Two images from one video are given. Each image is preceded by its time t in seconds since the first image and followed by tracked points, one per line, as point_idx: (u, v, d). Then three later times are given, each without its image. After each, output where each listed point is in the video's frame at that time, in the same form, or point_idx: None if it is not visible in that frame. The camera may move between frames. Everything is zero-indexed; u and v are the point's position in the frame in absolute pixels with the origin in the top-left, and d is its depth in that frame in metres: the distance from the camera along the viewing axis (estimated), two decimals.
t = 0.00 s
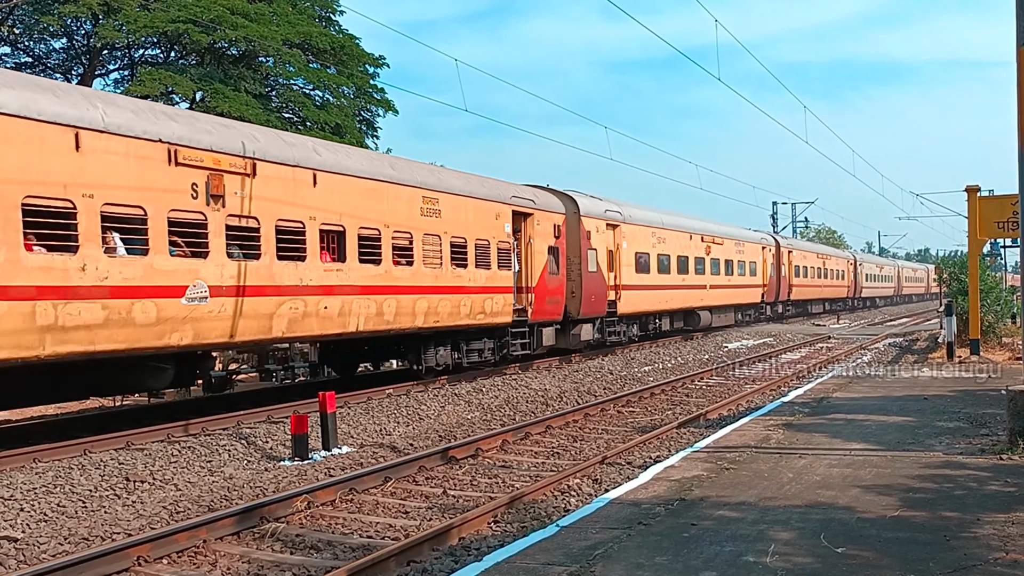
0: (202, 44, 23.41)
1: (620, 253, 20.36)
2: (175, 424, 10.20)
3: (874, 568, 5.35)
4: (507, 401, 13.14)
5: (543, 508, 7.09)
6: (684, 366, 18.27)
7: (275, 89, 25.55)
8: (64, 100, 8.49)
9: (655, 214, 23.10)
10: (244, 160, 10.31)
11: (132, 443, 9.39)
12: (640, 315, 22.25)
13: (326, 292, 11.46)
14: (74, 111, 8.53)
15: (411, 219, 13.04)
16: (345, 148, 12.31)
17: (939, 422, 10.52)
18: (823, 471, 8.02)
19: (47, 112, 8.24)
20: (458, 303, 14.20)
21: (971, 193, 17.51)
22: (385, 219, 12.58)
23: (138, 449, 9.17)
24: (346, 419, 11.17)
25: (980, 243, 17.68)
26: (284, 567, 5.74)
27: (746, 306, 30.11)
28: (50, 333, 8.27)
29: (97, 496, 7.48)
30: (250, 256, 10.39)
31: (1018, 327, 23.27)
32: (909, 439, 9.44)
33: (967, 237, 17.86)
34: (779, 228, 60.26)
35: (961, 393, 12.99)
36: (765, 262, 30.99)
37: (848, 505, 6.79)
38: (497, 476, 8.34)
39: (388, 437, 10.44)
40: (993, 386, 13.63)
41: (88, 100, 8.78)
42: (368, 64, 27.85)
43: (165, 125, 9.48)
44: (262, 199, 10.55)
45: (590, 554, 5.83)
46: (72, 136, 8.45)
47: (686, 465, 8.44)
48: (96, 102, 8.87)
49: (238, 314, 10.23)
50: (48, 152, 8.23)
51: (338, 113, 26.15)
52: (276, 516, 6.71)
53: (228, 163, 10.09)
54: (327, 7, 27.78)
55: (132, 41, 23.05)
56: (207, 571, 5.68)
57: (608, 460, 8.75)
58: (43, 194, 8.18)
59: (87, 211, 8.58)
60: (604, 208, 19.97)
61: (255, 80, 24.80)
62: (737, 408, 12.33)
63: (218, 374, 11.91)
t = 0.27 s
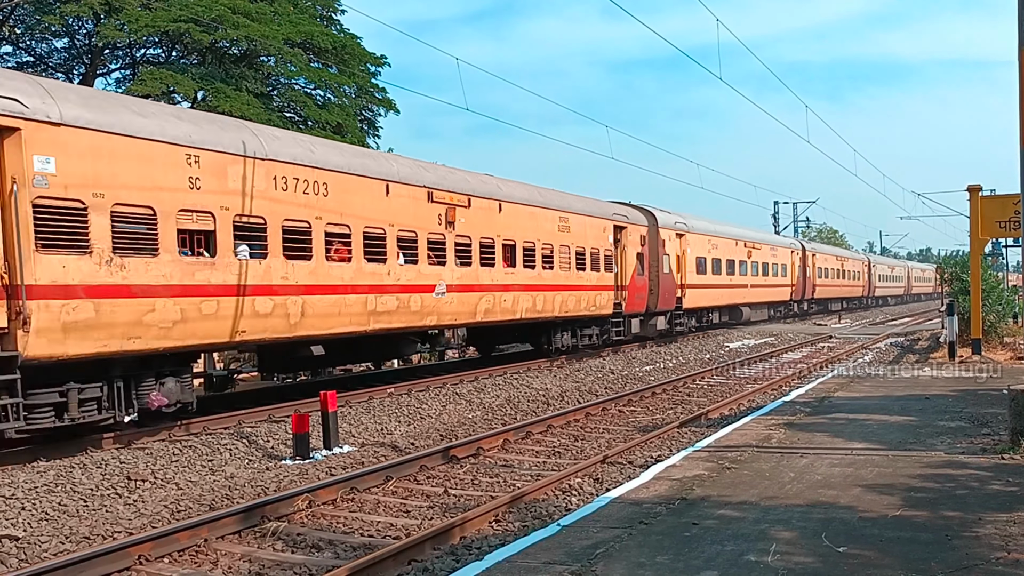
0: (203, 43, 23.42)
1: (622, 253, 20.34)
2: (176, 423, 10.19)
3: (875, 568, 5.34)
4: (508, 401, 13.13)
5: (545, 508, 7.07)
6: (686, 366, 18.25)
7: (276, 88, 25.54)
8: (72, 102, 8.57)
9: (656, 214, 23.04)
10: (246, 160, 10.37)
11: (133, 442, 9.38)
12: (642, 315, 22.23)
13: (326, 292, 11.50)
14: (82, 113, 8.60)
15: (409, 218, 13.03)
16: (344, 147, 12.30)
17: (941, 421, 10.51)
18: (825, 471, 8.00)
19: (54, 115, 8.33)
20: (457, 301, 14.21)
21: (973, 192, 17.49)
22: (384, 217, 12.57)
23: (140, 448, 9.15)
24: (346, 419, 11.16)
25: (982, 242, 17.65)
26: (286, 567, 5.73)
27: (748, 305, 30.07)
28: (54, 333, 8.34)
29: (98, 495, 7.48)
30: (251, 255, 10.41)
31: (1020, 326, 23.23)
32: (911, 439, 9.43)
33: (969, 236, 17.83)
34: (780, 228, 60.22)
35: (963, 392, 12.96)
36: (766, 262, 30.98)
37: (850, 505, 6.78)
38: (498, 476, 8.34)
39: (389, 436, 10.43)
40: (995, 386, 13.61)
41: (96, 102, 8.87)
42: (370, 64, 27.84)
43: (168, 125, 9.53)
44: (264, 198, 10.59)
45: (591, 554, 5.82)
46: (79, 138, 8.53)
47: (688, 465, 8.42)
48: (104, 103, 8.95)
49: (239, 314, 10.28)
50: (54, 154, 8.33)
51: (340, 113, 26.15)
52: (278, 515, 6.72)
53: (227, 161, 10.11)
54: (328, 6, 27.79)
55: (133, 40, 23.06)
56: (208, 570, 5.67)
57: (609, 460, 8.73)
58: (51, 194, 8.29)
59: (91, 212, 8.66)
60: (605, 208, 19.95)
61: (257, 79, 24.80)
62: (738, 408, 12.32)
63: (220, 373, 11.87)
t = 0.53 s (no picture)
0: (204, 44, 23.42)
1: (621, 253, 20.35)
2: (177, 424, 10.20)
3: (876, 568, 5.34)
4: (509, 401, 13.13)
5: (545, 508, 7.08)
6: (686, 366, 18.26)
7: (277, 88, 25.53)
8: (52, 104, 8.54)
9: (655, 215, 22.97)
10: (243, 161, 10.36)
11: (134, 442, 9.39)
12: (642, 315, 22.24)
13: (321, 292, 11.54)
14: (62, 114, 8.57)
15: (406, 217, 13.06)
16: (338, 147, 12.29)
17: (941, 422, 10.51)
18: (825, 471, 8.01)
19: (32, 116, 8.27)
20: (452, 301, 14.24)
21: (973, 192, 17.49)
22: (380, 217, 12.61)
23: (140, 449, 9.16)
24: (347, 419, 11.16)
25: (982, 243, 17.65)
26: (286, 567, 5.74)
27: (748, 305, 30.08)
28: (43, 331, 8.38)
29: (98, 496, 7.49)
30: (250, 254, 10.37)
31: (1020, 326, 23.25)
32: (911, 439, 9.43)
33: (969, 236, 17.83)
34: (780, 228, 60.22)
35: (963, 393, 12.97)
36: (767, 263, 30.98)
37: (850, 505, 6.79)
38: (499, 476, 8.34)
39: (390, 436, 10.44)
40: (995, 386, 13.61)
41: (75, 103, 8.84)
42: (370, 64, 27.84)
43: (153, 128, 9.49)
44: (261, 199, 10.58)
45: (592, 554, 5.83)
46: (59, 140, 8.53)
47: (689, 465, 8.44)
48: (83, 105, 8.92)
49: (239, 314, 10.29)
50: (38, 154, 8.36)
51: (340, 113, 26.15)
52: (279, 515, 6.73)
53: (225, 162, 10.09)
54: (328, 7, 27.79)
55: (134, 41, 23.06)
56: (209, 571, 5.68)
57: (610, 460, 8.75)
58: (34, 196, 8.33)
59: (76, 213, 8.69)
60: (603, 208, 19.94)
61: (258, 80, 24.80)
62: (738, 408, 12.32)
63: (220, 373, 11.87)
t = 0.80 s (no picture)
0: (204, 44, 23.42)
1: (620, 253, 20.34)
2: (176, 424, 10.20)
3: (877, 568, 5.33)
4: (509, 402, 13.12)
5: (546, 508, 7.07)
6: (686, 366, 18.24)
7: (278, 89, 25.53)
8: (56, 104, 8.43)
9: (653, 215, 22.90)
10: (243, 161, 10.34)
11: (134, 443, 9.38)
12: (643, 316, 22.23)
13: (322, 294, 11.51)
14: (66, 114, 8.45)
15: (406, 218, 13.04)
16: (339, 148, 12.29)
17: (942, 422, 10.50)
18: (826, 471, 8.00)
19: (34, 115, 8.14)
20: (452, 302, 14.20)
21: (974, 192, 17.47)
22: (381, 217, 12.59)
23: (140, 449, 9.16)
24: (347, 419, 11.15)
25: (984, 243, 17.62)
26: (285, 567, 5.73)
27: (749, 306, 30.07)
28: (52, 331, 8.32)
29: (98, 496, 7.48)
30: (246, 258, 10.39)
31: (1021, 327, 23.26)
32: (912, 440, 9.42)
33: (970, 237, 17.80)
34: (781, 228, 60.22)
35: (964, 393, 12.97)
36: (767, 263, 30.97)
37: (851, 505, 6.77)
38: (499, 476, 8.33)
39: (391, 437, 10.43)
40: (996, 387, 13.60)
41: (79, 102, 8.72)
42: (371, 64, 27.84)
43: (158, 127, 9.39)
44: (261, 198, 10.56)
45: (592, 554, 5.81)
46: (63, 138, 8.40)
47: (689, 465, 8.43)
48: (88, 104, 8.81)
49: (239, 316, 10.30)
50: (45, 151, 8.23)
51: (341, 113, 26.16)
52: (279, 515, 6.71)
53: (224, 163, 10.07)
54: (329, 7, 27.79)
55: (134, 41, 23.06)
56: (209, 571, 5.66)
57: (610, 460, 8.75)
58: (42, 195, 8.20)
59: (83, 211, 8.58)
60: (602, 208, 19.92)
61: (258, 80, 24.79)
62: (739, 409, 12.31)
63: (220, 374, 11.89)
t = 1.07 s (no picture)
0: (204, 44, 23.43)
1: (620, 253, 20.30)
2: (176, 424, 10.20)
3: (877, 568, 5.33)
4: (509, 401, 13.13)
5: (546, 508, 7.07)
6: (686, 366, 18.24)
7: (278, 89, 25.53)
8: (57, 103, 8.42)
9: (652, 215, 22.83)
10: (243, 160, 10.34)
11: (134, 443, 9.39)
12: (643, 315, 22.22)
13: (324, 294, 11.50)
14: (67, 113, 8.44)
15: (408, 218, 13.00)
16: (339, 148, 12.25)
17: (942, 422, 10.50)
18: (826, 471, 8.00)
19: (31, 115, 8.09)
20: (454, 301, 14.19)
21: (974, 192, 17.47)
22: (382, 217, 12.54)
23: (140, 449, 9.15)
24: (347, 419, 11.15)
25: (983, 243, 17.61)
26: (285, 567, 5.72)
27: (748, 305, 30.07)
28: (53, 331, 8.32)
29: (98, 496, 7.48)
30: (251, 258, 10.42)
31: (1021, 327, 23.28)
32: (912, 439, 9.42)
33: (970, 237, 17.79)
34: (781, 228, 60.18)
35: (964, 393, 12.97)
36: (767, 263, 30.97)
37: (851, 506, 6.77)
38: (499, 476, 8.33)
39: (391, 437, 10.43)
40: (996, 387, 13.59)
41: (80, 102, 8.71)
42: (370, 64, 27.84)
43: (157, 127, 9.38)
44: (262, 198, 10.55)
45: (592, 554, 5.82)
46: (65, 137, 8.39)
47: (689, 465, 8.43)
48: (88, 104, 8.79)
49: (241, 315, 10.32)
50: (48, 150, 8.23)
51: (341, 113, 26.16)
52: (280, 515, 6.72)
53: (225, 162, 10.05)
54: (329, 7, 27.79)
55: (134, 41, 23.07)
56: (209, 571, 5.66)
57: (610, 460, 8.75)
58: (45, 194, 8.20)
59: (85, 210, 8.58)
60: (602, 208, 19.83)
61: (258, 80, 24.79)
62: (739, 409, 12.32)
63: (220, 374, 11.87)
